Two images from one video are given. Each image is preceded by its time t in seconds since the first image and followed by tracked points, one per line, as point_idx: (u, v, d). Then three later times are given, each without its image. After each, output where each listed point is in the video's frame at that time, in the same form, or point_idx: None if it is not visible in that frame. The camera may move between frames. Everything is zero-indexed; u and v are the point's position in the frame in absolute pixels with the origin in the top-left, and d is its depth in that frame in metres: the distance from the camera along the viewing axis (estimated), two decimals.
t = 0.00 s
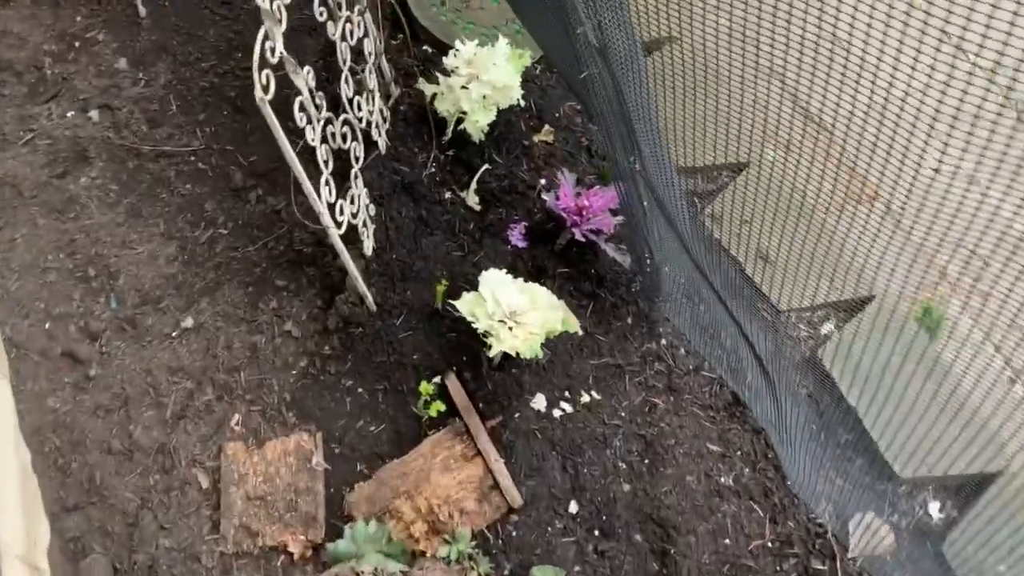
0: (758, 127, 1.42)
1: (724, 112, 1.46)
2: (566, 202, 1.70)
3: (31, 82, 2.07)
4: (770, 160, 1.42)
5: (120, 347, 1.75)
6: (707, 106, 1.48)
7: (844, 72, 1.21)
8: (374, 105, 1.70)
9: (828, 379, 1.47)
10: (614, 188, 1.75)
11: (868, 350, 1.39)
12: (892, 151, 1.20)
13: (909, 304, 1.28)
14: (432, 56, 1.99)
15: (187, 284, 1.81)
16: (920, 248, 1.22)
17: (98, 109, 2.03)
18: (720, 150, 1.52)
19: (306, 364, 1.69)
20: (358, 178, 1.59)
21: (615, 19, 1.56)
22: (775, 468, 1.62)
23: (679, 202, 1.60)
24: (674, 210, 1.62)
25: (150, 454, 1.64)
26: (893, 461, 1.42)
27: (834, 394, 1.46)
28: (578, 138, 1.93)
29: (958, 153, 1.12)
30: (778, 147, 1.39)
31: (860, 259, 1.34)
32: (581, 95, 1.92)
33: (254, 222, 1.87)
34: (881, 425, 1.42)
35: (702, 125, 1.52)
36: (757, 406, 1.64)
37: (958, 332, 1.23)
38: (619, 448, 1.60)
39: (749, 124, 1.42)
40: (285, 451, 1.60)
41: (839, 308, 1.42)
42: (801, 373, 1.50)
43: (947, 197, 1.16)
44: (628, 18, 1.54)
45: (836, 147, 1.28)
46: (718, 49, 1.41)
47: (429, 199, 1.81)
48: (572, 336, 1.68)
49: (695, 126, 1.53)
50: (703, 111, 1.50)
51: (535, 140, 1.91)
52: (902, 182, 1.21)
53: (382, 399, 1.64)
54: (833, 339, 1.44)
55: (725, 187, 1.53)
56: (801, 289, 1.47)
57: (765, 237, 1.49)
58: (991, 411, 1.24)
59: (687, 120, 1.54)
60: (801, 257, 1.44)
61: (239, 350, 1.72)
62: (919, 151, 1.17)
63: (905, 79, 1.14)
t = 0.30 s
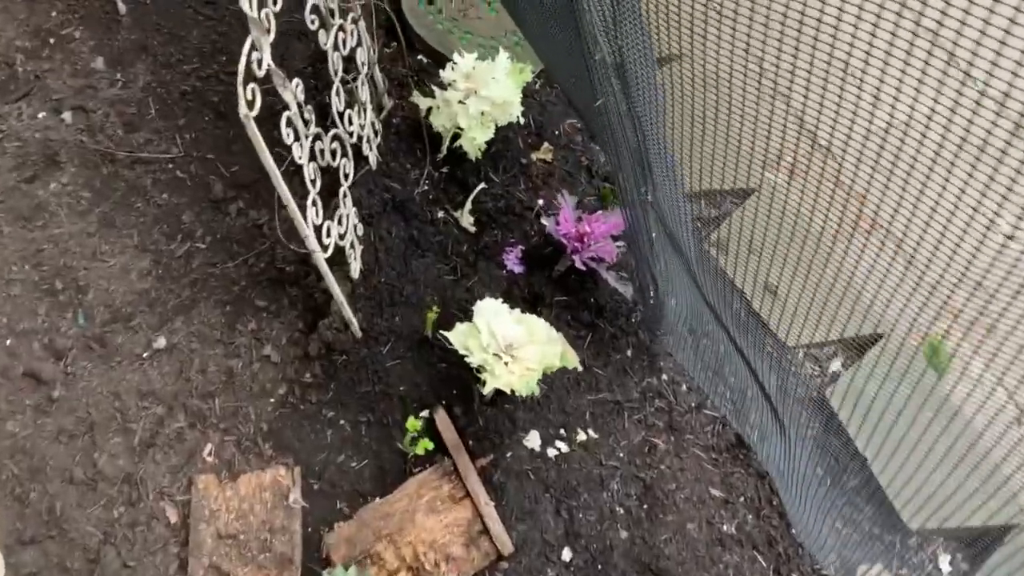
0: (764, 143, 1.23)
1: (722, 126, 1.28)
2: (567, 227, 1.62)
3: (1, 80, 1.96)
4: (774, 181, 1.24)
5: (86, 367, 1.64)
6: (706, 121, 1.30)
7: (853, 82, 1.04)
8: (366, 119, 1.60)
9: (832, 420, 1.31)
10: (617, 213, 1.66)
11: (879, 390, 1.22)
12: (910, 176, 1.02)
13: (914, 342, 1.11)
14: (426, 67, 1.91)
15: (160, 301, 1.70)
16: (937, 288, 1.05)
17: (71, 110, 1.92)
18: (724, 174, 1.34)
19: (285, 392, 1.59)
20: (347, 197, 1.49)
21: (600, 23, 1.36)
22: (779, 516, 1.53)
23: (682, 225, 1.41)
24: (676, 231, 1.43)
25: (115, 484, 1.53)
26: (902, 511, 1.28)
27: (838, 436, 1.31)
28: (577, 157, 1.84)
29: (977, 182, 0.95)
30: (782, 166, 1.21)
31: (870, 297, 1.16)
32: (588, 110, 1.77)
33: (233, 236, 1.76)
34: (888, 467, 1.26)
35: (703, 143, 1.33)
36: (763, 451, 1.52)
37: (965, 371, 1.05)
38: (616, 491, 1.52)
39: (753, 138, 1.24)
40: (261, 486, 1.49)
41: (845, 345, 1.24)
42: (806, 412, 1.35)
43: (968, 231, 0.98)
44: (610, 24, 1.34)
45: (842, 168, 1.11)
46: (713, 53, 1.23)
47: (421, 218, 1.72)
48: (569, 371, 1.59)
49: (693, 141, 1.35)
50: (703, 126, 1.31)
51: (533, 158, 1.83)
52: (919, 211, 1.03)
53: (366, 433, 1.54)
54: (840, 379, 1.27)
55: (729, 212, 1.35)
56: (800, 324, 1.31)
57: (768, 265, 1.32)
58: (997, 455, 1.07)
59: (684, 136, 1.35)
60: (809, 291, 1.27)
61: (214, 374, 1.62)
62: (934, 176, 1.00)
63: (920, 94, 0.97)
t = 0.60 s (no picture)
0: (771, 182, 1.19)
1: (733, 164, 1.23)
2: (576, 264, 1.60)
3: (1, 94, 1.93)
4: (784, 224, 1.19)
5: (78, 392, 1.60)
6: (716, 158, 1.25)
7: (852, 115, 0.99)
8: (376, 149, 1.58)
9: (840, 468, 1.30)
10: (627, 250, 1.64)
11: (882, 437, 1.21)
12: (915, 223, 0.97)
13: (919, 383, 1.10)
14: (435, 96, 1.91)
15: (157, 327, 1.66)
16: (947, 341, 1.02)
17: (72, 127, 1.88)
18: (737, 216, 1.29)
19: (282, 425, 1.55)
20: (354, 229, 1.46)
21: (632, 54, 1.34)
22: (785, 565, 1.50)
23: (698, 264, 1.40)
24: (692, 269, 1.42)
25: (105, 516, 1.49)
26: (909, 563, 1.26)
27: (846, 482, 1.30)
28: (585, 192, 1.82)
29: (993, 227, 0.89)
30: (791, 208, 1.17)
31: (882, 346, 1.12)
32: (596, 147, 1.76)
33: (234, 262, 1.72)
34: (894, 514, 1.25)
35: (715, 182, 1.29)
36: (770, 499, 1.50)
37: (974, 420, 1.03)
38: (620, 536, 1.49)
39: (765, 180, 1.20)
40: (257, 521, 1.46)
41: (852, 393, 1.22)
42: (816, 458, 1.33)
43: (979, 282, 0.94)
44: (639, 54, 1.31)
45: (851, 212, 1.06)
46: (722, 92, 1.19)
47: (427, 249, 1.70)
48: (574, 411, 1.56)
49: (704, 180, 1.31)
50: (714, 161, 1.26)
51: (541, 191, 1.81)
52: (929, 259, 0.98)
53: (366, 470, 1.50)
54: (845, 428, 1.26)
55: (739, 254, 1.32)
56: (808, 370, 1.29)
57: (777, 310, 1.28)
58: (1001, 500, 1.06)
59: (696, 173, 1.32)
60: (813, 337, 1.24)
61: (210, 404, 1.58)
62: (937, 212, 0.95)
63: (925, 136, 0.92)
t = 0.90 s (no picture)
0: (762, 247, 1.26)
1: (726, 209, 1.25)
2: (573, 325, 1.64)
3: (8, 150, 1.96)
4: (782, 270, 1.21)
5: (78, 450, 1.61)
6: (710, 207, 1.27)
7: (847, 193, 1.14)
8: (378, 212, 1.62)
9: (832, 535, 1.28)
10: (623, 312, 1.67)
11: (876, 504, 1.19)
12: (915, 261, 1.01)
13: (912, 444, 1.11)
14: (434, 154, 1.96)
15: (158, 384, 1.68)
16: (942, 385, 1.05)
17: (77, 184, 1.91)
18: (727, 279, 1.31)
19: (281, 485, 1.56)
20: (356, 292, 1.49)
21: (630, 111, 1.38)
22: None
23: (693, 329, 1.39)
24: (687, 337, 1.41)
25: None
26: None
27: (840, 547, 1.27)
28: (581, 251, 1.85)
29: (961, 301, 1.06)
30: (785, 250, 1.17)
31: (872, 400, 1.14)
32: (595, 212, 1.76)
33: (235, 319, 1.75)
34: None
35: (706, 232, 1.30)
36: (765, 563, 1.51)
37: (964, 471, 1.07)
38: None
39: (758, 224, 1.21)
40: None
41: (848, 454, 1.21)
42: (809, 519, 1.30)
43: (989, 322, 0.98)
44: (636, 114, 1.38)
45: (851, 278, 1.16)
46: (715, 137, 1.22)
47: (426, 308, 1.73)
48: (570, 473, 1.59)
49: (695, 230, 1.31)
50: (710, 222, 1.30)
51: (538, 250, 1.84)
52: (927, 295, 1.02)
53: (364, 532, 1.52)
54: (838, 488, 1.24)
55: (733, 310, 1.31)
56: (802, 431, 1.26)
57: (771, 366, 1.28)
58: (985, 553, 1.08)
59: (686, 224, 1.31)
60: (798, 397, 1.24)
61: (210, 463, 1.59)
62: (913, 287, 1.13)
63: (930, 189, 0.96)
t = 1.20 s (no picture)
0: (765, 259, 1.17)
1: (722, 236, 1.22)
2: (566, 340, 1.62)
3: None
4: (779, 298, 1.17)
5: (60, 473, 1.57)
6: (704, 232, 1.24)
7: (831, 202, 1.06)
8: (367, 228, 1.59)
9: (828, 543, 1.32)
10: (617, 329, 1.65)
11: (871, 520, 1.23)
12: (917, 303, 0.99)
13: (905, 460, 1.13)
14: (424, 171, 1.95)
15: (143, 405, 1.65)
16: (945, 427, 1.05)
17: (62, 202, 1.89)
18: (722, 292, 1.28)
19: (269, 507, 1.53)
20: (345, 309, 1.46)
21: (617, 125, 1.35)
22: None
23: (688, 346, 1.39)
24: (682, 355, 1.42)
25: None
26: None
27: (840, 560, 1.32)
28: (574, 267, 1.83)
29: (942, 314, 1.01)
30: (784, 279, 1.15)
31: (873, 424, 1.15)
32: (587, 223, 1.74)
33: (223, 338, 1.72)
34: None
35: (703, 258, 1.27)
36: None
37: (964, 494, 1.09)
38: None
39: (755, 254, 1.17)
40: None
41: (846, 470, 1.22)
42: (809, 537, 1.34)
43: (990, 360, 0.97)
44: (629, 129, 1.32)
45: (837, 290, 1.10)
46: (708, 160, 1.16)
47: (416, 326, 1.70)
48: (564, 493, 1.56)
49: (691, 253, 1.29)
50: (698, 236, 1.26)
51: (530, 267, 1.82)
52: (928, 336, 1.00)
53: (354, 554, 1.48)
54: (838, 504, 1.26)
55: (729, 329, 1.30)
56: (802, 450, 1.27)
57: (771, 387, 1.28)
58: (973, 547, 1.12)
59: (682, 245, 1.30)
60: (804, 413, 1.23)
61: (196, 485, 1.56)
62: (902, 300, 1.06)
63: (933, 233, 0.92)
